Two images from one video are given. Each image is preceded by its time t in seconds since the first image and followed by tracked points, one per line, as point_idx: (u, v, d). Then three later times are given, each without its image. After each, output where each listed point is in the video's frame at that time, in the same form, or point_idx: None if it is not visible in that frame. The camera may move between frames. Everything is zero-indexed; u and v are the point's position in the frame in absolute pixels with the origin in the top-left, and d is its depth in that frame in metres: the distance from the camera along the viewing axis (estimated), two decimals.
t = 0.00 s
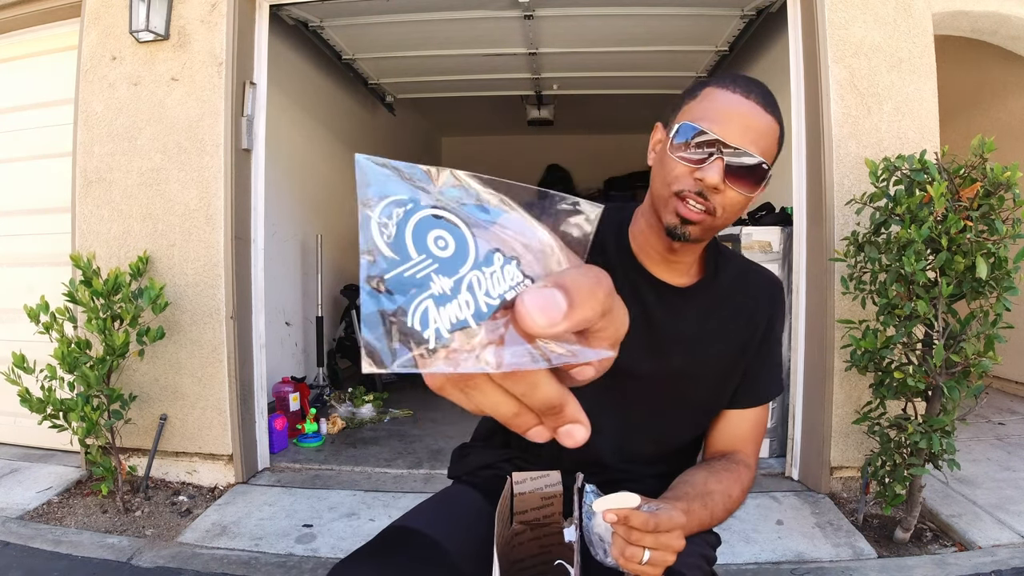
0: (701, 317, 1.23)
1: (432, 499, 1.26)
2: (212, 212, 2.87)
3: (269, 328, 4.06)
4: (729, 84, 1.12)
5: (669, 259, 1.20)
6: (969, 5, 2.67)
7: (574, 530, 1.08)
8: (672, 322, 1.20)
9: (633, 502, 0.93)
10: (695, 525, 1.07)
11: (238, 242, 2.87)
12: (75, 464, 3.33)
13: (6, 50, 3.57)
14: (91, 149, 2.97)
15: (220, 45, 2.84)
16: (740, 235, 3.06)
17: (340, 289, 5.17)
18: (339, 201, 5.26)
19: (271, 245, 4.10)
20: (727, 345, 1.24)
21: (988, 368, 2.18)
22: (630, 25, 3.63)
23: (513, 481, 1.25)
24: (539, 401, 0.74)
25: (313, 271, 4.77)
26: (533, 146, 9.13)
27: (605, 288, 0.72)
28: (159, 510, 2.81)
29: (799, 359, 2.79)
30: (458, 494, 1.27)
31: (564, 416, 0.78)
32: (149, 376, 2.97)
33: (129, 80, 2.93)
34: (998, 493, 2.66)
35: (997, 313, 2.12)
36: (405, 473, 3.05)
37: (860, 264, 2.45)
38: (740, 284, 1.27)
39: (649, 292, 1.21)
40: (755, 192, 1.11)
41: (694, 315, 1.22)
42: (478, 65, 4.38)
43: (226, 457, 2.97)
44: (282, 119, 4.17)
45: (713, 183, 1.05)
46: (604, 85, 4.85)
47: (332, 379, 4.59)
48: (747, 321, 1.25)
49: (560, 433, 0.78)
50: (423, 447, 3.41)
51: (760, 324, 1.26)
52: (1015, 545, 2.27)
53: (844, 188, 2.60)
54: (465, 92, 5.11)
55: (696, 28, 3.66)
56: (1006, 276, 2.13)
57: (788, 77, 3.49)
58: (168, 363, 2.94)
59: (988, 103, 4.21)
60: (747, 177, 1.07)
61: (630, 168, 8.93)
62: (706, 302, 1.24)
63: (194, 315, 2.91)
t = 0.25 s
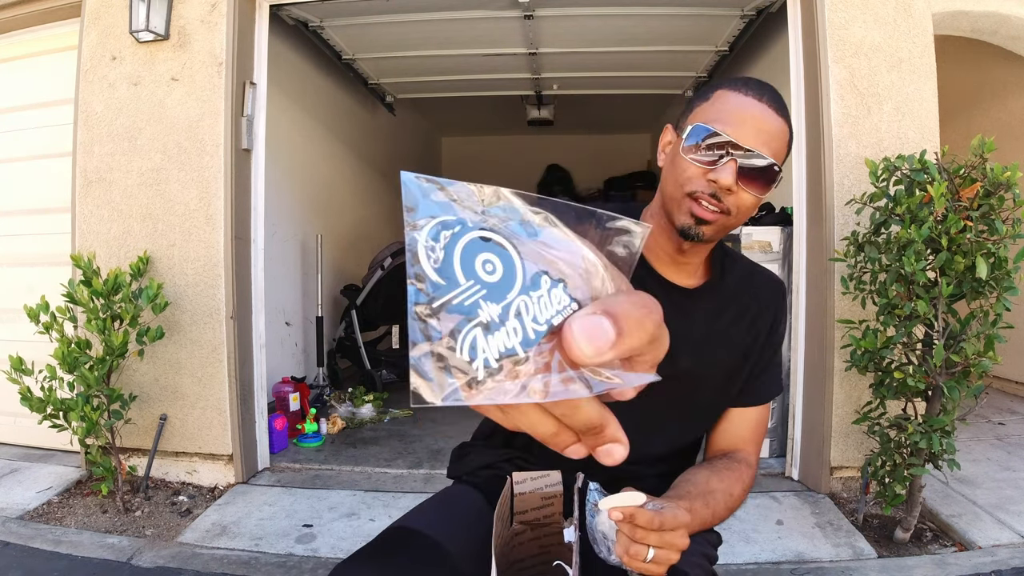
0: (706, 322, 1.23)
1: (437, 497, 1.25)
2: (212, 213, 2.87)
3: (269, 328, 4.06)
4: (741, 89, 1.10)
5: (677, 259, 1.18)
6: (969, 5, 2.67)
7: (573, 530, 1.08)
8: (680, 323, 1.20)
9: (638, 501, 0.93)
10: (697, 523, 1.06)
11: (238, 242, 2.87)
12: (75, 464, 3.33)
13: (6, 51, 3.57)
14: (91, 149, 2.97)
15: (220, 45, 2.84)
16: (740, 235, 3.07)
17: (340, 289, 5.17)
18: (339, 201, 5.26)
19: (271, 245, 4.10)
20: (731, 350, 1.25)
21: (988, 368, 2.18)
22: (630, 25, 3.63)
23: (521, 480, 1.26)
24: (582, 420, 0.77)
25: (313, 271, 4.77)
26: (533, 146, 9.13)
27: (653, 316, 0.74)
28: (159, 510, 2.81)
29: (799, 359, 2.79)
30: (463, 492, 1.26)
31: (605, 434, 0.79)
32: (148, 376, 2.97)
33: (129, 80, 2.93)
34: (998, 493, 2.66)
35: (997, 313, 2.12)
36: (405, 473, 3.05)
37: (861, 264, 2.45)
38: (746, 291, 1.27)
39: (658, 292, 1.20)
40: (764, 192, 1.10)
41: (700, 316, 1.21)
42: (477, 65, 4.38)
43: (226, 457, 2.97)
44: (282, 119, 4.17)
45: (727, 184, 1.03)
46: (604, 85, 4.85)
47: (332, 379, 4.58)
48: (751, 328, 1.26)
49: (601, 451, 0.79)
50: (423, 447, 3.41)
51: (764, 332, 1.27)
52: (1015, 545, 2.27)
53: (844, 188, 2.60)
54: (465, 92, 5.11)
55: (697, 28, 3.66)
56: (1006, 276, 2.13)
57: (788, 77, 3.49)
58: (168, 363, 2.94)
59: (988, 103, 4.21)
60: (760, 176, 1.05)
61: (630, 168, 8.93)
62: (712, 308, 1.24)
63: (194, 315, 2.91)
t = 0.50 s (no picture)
0: (659, 317, 1.40)
1: (436, 493, 1.33)
2: (212, 213, 2.87)
3: (269, 328, 4.07)
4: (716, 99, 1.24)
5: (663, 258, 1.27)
6: (969, 5, 2.67)
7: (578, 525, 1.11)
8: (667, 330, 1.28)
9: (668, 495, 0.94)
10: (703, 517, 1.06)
11: (238, 242, 2.87)
12: (75, 464, 3.33)
13: (6, 50, 3.57)
14: (91, 149, 2.97)
15: (220, 45, 2.84)
16: (740, 235, 3.08)
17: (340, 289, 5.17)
18: (339, 201, 5.26)
19: (271, 245, 4.10)
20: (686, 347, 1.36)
21: (988, 368, 2.18)
22: (630, 25, 3.62)
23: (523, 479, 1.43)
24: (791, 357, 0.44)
25: (313, 271, 4.77)
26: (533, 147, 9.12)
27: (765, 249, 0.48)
28: (159, 510, 2.81)
29: (799, 359, 2.79)
30: (461, 488, 1.36)
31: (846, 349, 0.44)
32: (149, 376, 2.97)
33: (129, 80, 2.93)
34: (998, 493, 2.66)
35: (997, 313, 2.12)
36: (405, 473, 3.06)
37: (861, 264, 2.44)
38: (706, 293, 1.38)
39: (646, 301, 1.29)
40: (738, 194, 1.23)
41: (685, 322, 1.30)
42: (477, 65, 4.38)
43: (226, 456, 2.97)
44: (282, 119, 4.17)
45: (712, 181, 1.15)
46: (604, 85, 4.85)
47: (332, 379, 4.56)
48: (710, 326, 1.34)
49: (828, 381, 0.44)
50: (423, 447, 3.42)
51: (723, 332, 1.33)
52: (1015, 545, 2.27)
53: (844, 188, 2.60)
54: (465, 92, 5.11)
55: (697, 28, 3.65)
56: (1006, 276, 2.13)
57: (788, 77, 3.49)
58: (168, 363, 2.94)
59: (988, 103, 4.20)
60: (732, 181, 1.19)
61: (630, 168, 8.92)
62: (666, 305, 1.40)
63: (194, 315, 2.91)
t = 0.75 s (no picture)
0: (657, 318, 1.40)
1: (434, 493, 1.33)
2: (212, 212, 2.87)
3: (269, 328, 4.07)
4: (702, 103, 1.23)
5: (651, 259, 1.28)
6: (969, 5, 2.67)
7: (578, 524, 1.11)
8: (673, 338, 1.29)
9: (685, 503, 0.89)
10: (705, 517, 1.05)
11: (238, 242, 2.87)
12: (75, 463, 3.33)
13: (5, 50, 3.57)
14: (91, 149, 2.97)
15: (220, 45, 2.84)
16: (740, 235, 3.08)
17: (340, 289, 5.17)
18: (339, 201, 5.26)
19: (271, 245, 4.10)
20: (688, 351, 1.37)
21: (988, 368, 2.18)
22: (630, 25, 3.62)
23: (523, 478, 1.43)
24: None
25: (313, 271, 4.77)
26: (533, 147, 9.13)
27: None
28: (159, 510, 2.81)
29: (799, 359, 2.79)
30: (459, 487, 1.36)
31: None
32: (148, 376, 2.97)
33: (129, 80, 2.93)
34: (998, 493, 2.66)
35: (997, 313, 2.12)
36: (405, 473, 3.05)
37: (860, 264, 2.44)
38: (706, 296, 1.38)
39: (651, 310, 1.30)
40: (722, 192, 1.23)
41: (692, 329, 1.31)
42: (477, 65, 4.38)
43: (226, 456, 2.97)
44: (282, 119, 4.17)
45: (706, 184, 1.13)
46: (604, 85, 4.85)
47: (332, 379, 4.56)
48: (708, 330, 1.35)
49: None
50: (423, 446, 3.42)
51: (724, 336, 1.34)
52: (1015, 545, 2.27)
53: (844, 188, 2.60)
54: (465, 92, 5.11)
55: (697, 28, 3.66)
56: (1006, 276, 2.13)
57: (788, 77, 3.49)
58: (168, 363, 2.94)
59: (988, 103, 4.20)
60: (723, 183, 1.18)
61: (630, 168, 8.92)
62: (664, 306, 1.40)
63: (194, 315, 2.91)
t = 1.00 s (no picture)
0: (660, 315, 1.40)
1: (434, 492, 1.33)
2: (212, 213, 2.87)
3: (269, 328, 4.07)
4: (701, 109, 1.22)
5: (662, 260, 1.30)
6: (969, 5, 2.67)
7: (578, 523, 1.11)
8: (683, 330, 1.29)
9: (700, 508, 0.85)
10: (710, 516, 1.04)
11: (238, 242, 2.87)
12: (75, 463, 3.33)
13: (5, 50, 3.57)
14: (91, 149, 2.97)
15: (220, 45, 2.84)
16: (740, 235, 3.09)
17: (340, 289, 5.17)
18: (339, 201, 5.26)
19: (271, 245, 4.10)
20: (694, 344, 1.38)
21: (988, 368, 2.18)
22: (630, 25, 3.62)
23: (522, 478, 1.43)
24: None
25: (313, 271, 4.77)
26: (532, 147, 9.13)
27: None
28: (159, 510, 2.81)
29: (799, 359, 2.79)
30: (458, 486, 1.36)
31: None
32: (148, 376, 2.97)
33: (129, 80, 2.93)
34: (998, 493, 2.66)
35: (997, 313, 2.12)
36: (405, 473, 3.05)
37: (861, 263, 2.44)
38: (707, 291, 1.39)
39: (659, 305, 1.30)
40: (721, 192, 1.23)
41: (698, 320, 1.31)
42: (477, 65, 4.38)
43: (226, 456, 2.97)
44: (282, 119, 4.17)
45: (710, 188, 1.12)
46: (604, 85, 4.85)
47: (332, 379, 4.57)
48: (712, 324, 1.36)
49: None
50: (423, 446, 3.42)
51: (728, 330, 1.35)
52: (1015, 545, 2.27)
53: (844, 188, 2.60)
54: (465, 92, 5.11)
55: (697, 28, 3.66)
56: (1006, 276, 2.13)
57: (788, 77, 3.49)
58: (168, 363, 2.94)
59: (988, 103, 4.20)
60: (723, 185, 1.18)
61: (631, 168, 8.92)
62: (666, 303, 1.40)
63: (194, 315, 2.91)
